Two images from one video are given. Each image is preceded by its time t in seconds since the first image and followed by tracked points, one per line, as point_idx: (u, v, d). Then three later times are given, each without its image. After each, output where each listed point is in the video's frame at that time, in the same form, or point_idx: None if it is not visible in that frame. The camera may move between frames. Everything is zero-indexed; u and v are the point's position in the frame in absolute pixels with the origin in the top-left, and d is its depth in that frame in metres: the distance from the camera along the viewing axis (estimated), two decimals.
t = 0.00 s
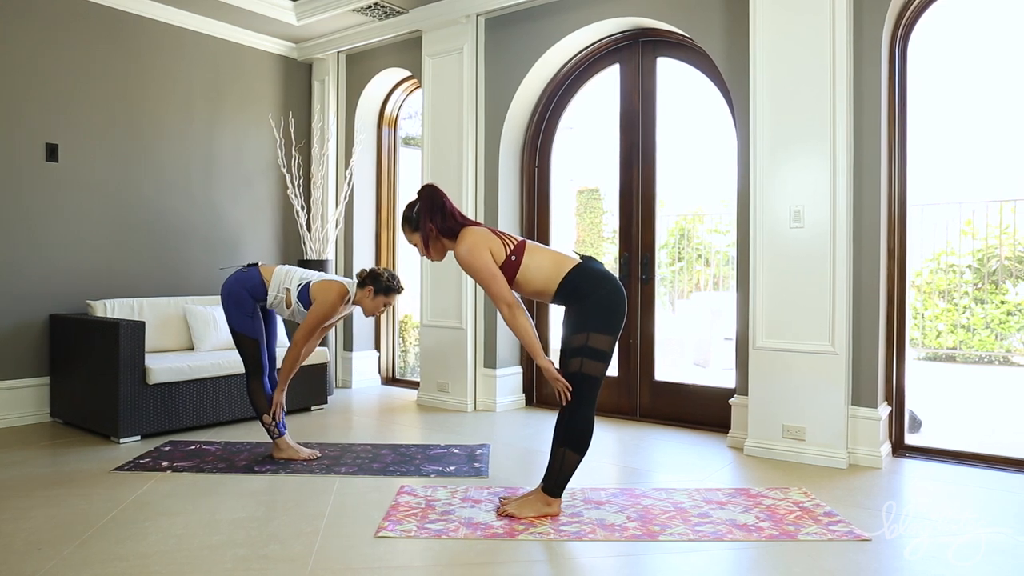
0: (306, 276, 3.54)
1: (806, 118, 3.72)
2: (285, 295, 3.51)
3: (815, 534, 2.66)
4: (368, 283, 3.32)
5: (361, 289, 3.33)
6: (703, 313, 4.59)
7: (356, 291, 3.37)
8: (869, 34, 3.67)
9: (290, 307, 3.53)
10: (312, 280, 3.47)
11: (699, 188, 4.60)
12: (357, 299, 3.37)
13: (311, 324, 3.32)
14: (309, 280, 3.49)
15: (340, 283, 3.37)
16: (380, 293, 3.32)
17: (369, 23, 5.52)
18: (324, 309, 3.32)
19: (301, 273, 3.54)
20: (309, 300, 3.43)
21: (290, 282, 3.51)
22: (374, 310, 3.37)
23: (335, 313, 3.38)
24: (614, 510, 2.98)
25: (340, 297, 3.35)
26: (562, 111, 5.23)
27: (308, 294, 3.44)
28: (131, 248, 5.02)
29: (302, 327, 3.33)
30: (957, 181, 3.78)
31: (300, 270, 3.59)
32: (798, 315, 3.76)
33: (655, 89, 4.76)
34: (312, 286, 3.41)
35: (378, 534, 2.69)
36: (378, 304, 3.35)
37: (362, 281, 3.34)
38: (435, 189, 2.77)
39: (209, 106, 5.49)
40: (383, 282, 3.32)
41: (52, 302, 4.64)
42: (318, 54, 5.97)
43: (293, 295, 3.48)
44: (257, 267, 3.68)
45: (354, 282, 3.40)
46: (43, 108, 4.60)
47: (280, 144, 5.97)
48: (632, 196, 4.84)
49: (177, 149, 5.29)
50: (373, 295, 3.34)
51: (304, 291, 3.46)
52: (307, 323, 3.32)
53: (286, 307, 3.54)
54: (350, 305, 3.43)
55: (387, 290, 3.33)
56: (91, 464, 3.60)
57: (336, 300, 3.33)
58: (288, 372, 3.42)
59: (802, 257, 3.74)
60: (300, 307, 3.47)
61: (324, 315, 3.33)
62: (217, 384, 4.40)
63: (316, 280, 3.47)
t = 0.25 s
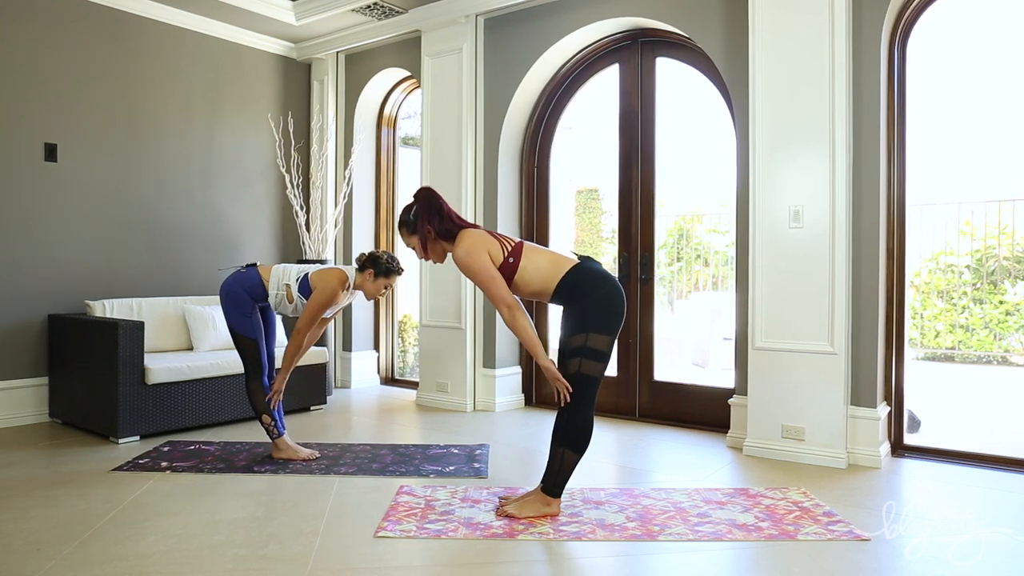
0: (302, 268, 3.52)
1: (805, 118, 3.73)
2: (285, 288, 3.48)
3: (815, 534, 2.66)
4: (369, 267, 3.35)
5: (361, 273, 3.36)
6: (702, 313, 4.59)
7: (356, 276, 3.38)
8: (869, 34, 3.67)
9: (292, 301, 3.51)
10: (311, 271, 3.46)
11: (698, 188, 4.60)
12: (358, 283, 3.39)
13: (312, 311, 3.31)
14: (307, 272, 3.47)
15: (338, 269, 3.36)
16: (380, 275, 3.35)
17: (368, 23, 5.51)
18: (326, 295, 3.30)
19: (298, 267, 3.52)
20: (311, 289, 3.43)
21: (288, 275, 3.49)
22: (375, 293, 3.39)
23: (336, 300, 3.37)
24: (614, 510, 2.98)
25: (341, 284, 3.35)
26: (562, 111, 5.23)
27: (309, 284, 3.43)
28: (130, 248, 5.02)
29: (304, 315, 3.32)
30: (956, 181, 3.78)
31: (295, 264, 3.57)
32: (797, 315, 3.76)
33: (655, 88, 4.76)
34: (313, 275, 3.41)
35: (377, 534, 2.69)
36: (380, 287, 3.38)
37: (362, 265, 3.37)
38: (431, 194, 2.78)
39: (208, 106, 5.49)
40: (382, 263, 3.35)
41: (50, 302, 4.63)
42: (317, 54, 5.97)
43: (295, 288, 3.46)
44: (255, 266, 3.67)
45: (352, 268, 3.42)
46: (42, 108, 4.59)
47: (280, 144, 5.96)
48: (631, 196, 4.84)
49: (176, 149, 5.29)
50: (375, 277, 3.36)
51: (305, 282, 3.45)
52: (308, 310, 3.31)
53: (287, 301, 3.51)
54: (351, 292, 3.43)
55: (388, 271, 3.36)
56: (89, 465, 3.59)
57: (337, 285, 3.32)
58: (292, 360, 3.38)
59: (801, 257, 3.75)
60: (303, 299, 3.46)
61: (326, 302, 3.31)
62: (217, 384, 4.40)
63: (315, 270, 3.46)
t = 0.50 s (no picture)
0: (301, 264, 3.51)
1: (804, 118, 3.73)
2: (286, 287, 3.48)
3: (815, 534, 2.66)
4: (369, 259, 3.32)
5: (361, 265, 3.33)
6: (701, 313, 4.59)
7: (356, 269, 3.36)
8: (868, 34, 3.67)
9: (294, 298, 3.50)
10: (310, 267, 3.46)
11: (697, 188, 4.60)
12: (358, 275, 3.36)
13: (313, 306, 3.30)
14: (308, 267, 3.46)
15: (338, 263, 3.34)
16: (381, 266, 3.33)
17: (367, 23, 5.51)
18: (327, 290, 3.30)
19: (297, 265, 3.51)
20: (311, 286, 3.42)
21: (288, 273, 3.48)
22: (376, 283, 3.37)
23: (336, 294, 3.35)
24: (613, 510, 2.98)
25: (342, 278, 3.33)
26: (561, 111, 5.23)
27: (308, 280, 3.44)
28: (130, 248, 5.02)
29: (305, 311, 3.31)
30: (955, 181, 3.79)
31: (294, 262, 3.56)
32: (796, 315, 3.76)
33: (654, 89, 4.76)
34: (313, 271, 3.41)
35: (377, 535, 2.69)
36: (380, 277, 3.36)
37: (362, 256, 3.33)
38: (424, 211, 2.77)
39: (207, 106, 5.49)
40: (382, 254, 3.32)
41: (49, 302, 4.63)
42: (316, 54, 5.96)
43: (296, 286, 3.46)
44: (255, 266, 3.67)
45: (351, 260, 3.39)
46: (41, 108, 4.59)
47: (279, 144, 5.96)
48: (630, 196, 4.84)
49: (175, 149, 5.28)
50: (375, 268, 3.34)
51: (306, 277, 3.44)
52: (309, 306, 3.30)
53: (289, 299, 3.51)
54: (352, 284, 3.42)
55: (388, 262, 3.33)
56: (89, 465, 3.59)
57: (337, 279, 3.31)
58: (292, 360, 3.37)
59: (800, 257, 3.75)
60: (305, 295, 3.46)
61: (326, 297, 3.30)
62: (216, 384, 4.40)
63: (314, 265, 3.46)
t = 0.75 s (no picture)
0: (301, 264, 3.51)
1: (803, 118, 3.73)
2: (286, 287, 3.47)
3: (814, 534, 2.67)
4: (369, 257, 3.20)
5: (361, 264, 3.21)
6: (700, 313, 4.59)
7: (358, 268, 3.25)
8: (867, 34, 3.68)
9: (294, 298, 3.49)
10: (310, 266, 3.46)
11: (697, 188, 4.60)
12: (359, 274, 3.24)
13: (313, 307, 3.30)
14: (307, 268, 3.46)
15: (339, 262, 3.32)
16: (380, 265, 3.18)
17: (366, 23, 5.51)
18: (326, 289, 3.30)
19: (297, 265, 3.51)
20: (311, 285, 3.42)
21: (288, 273, 3.48)
22: (377, 282, 3.22)
23: (336, 295, 3.34)
24: (613, 510, 2.98)
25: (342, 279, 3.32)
26: (560, 111, 5.23)
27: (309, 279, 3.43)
28: (129, 248, 5.01)
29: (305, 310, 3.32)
30: (954, 181, 3.79)
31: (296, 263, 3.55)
32: (795, 315, 3.77)
33: (653, 88, 4.76)
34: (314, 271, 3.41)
35: (377, 535, 2.69)
36: (380, 276, 3.20)
37: (363, 254, 3.21)
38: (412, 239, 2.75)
39: (206, 106, 5.48)
40: (382, 253, 3.19)
41: (48, 302, 4.62)
42: (315, 54, 5.96)
43: (296, 286, 3.45)
44: (255, 266, 3.67)
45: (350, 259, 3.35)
46: (40, 108, 4.58)
47: (278, 144, 5.96)
48: (630, 196, 4.84)
49: (174, 149, 5.28)
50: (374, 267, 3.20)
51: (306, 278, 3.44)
52: (309, 306, 3.31)
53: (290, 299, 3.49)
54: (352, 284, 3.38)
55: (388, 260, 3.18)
56: (88, 465, 3.59)
57: (337, 279, 3.30)
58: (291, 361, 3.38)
59: (799, 257, 3.75)
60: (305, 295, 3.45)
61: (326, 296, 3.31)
62: (215, 384, 4.40)
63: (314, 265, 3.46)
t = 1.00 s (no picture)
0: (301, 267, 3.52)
1: (803, 118, 3.73)
2: (285, 290, 3.46)
3: (814, 533, 2.67)
4: (369, 263, 3.20)
5: (361, 269, 3.20)
6: (700, 313, 4.59)
7: (357, 274, 3.24)
8: (866, 34, 3.68)
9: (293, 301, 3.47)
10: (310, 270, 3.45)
11: (696, 188, 4.61)
12: (358, 280, 3.23)
13: (310, 311, 3.29)
14: (305, 271, 3.46)
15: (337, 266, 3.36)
16: (380, 271, 3.19)
17: (366, 23, 5.51)
18: (325, 294, 3.29)
19: (297, 267, 3.51)
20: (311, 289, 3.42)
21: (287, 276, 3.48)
22: (376, 288, 3.23)
23: (335, 299, 3.34)
24: (612, 510, 2.98)
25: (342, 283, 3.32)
26: (559, 111, 5.23)
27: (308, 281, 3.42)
28: (127, 248, 5.01)
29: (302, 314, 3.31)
30: (953, 181, 3.79)
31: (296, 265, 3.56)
32: (794, 315, 3.77)
33: (653, 89, 4.76)
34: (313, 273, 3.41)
35: (377, 535, 2.68)
36: (380, 282, 3.21)
37: (363, 260, 3.21)
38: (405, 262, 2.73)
39: (205, 106, 5.48)
40: (382, 260, 3.18)
41: (47, 302, 4.61)
42: (314, 54, 5.96)
43: (295, 289, 3.44)
44: (255, 266, 3.67)
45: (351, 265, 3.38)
46: (39, 108, 4.58)
47: (277, 144, 5.96)
48: (629, 196, 4.84)
49: (173, 149, 5.28)
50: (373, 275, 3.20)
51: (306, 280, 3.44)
52: (307, 310, 3.30)
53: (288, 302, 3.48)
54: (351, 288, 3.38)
55: (388, 267, 3.20)
56: (87, 465, 3.58)
57: (337, 282, 3.30)
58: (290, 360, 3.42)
59: (799, 257, 3.75)
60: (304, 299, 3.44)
61: (324, 302, 3.29)
62: (214, 384, 4.39)
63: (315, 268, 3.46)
